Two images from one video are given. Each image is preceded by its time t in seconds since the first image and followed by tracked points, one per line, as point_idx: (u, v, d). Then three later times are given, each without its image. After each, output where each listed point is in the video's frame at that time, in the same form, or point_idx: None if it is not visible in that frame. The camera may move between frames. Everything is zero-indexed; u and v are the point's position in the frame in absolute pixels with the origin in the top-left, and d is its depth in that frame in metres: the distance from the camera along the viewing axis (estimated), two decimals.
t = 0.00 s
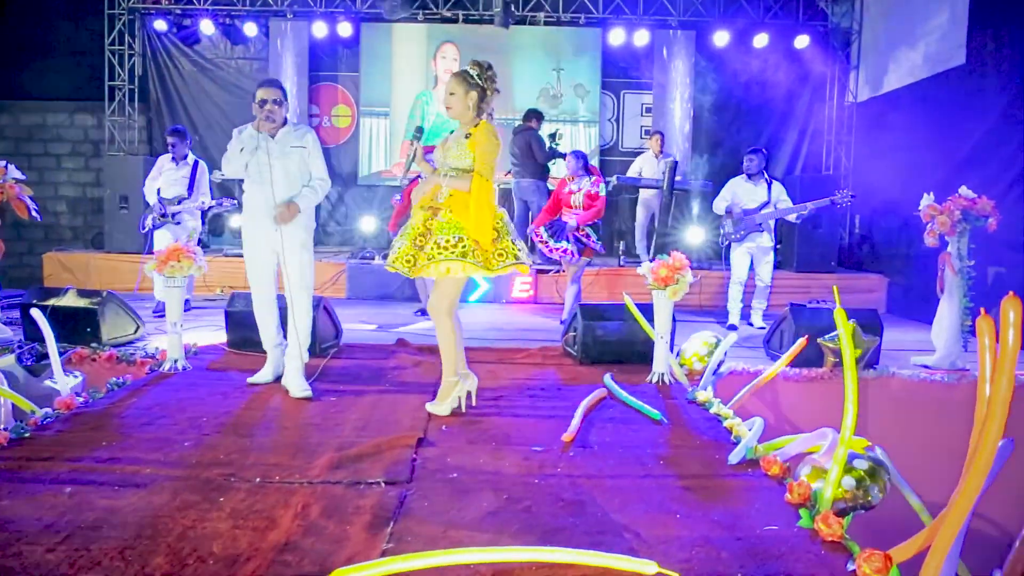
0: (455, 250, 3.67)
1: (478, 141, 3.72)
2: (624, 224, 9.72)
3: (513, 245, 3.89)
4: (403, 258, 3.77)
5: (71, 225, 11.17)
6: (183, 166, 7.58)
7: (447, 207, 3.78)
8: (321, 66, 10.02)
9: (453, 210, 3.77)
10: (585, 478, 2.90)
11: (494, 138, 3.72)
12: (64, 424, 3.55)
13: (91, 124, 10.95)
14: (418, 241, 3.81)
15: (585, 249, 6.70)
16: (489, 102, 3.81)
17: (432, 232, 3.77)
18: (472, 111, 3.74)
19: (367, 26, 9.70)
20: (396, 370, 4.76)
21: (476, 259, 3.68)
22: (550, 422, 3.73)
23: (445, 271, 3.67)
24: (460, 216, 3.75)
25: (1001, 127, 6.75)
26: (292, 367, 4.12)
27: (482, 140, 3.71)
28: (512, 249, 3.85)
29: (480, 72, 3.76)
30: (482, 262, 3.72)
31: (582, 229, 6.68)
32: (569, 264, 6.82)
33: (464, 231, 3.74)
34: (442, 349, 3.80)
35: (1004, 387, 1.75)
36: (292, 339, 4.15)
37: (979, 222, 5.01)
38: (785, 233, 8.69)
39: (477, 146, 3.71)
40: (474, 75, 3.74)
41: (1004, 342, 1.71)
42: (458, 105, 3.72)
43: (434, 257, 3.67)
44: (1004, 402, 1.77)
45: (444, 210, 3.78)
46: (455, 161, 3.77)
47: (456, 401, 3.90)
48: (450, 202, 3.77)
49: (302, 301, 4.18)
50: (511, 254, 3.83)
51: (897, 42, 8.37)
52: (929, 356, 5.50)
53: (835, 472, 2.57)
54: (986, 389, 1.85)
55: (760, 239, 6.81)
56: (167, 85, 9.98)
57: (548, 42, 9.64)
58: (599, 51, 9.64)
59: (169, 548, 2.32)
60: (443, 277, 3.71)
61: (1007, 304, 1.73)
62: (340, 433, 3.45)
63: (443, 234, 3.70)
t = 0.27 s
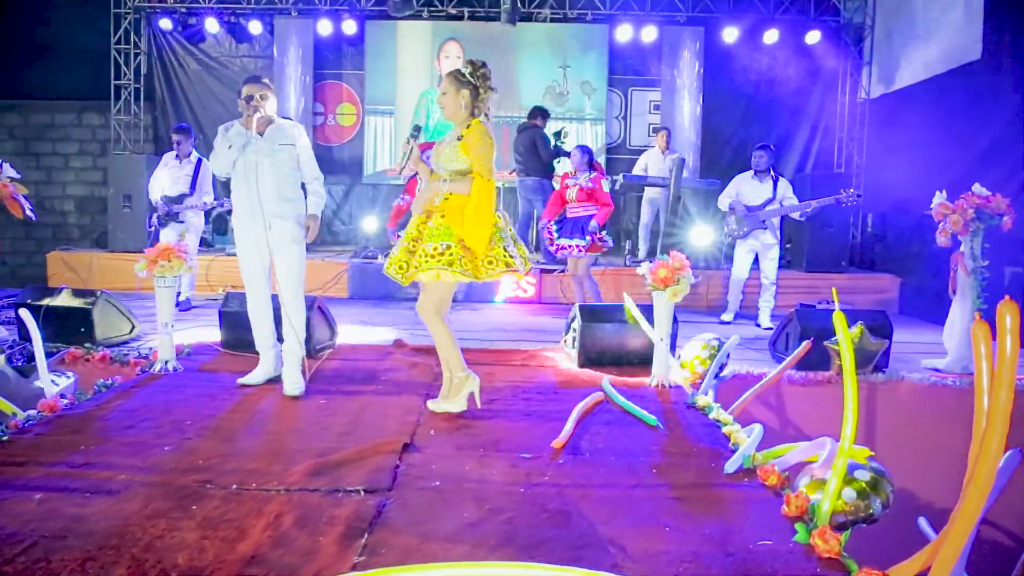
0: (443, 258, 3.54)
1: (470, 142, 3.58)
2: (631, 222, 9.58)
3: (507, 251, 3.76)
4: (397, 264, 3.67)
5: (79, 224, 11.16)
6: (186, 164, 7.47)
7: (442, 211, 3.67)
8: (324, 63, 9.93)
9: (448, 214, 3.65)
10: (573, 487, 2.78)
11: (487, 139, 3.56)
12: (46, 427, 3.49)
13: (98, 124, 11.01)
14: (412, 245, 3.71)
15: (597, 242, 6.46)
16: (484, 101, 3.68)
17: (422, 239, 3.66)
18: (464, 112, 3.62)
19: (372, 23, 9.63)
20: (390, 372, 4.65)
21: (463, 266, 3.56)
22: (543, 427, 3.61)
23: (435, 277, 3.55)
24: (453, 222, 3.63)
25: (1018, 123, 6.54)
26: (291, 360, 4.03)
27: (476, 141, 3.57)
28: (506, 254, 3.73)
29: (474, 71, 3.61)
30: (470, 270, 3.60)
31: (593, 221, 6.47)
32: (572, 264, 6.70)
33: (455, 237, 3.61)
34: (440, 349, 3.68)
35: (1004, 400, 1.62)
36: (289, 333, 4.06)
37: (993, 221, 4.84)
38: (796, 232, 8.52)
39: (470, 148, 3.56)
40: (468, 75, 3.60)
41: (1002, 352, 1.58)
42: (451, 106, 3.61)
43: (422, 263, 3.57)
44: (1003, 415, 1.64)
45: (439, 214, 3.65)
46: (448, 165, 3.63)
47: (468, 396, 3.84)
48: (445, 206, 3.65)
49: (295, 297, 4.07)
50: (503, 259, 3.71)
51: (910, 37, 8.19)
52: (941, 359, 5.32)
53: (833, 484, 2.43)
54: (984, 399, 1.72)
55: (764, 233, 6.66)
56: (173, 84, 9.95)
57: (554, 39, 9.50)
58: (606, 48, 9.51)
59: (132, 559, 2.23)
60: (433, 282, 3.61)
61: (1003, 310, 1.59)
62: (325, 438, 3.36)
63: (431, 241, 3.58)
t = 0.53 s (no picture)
0: (428, 248, 3.44)
1: (466, 133, 3.45)
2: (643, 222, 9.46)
3: (506, 247, 3.57)
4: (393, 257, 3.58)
5: (93, 223, 11.21)
6: (193, 164, 7.41)
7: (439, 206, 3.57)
8: (334, 61, 9.89)
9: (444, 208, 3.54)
10: (564, 498, 2.68)
11: (482, 130, 3.42)
12: (35, 428, 3.46)
13: (111, 123, 11.05)
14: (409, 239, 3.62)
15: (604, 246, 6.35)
16: (488, 97, 3.54)
17: (415, 232, 3.57)
18: (463, 107, 3.48)
19: (382, 22, 9.57)
20: (388, 374, 4.56)
21: (450, 257, 3.44)
22: (539, 432, 3.51)
23: (428, 271, 3.44)
24: (447, 214, 3.52)
25: None
26: (281, 365, 3.95)
27: (471, 133, 3.44)
28: (504, 250, 3.54)
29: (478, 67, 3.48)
30: (458, 262, 3.47)
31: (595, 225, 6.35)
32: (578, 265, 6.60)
33: (445, 228, 3.50)
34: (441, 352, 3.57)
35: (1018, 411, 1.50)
36: (280, 340, 3.98)
37: (1013, 222, 4.66)
38: (810, 233, 8.35)
39: (467, 138, 3.44)
40: (472, 71, 3.47)
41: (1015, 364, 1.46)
42: (453, 101, 3.47)
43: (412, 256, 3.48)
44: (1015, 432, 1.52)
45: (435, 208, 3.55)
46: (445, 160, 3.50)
47: (474, 407, 3.68)
48: (442, 200, 3.55)
49: (291, 298, 3.99)
50: (502, 254, 3.53)
51: (931, 33, 7.98)
52: (958, 365, 5.15)
53: (834, 500, 2.30)
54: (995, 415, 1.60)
55: (767, 236, 6.55)
56: (184, 83, 9.98)
57: (564, 37, 9.41)
58: (618, 45, 9.39)
59: (101, 569, 2.16)
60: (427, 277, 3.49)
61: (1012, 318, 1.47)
62: (314, 442, 3.28)
63: (419, 232, 3.50)
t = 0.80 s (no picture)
0: (441, 255, 3.34)
1: (471, 144, 3.35)
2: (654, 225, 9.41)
3: (515, 255, 3.48)
4: (400, 266, 3.49)
5: (107, 224, 11.27)
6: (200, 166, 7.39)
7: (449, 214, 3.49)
8: (345, 64, 9.89)
9: (455, 218, 3.45)
10: (552, 512, 2.60)
11: (489, 141, 3.34)
12: (26, 432, 3.44)
13: (126, 124, 11.10)
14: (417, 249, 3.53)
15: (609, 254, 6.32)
16: (494, 107, 3.44)
17: (424, 241, 3.49)
18: (469, 118, 3.39)
19: (392, 23, 9.53)
20: (386, 380, 4.50)
21: (463, 264, 3.35)
22: (533, 442, 3.43)
23: (439, 280, 3.33)
24: (458, 223, 3.43)
25: None
26: (275, 367, 3.91)
27: (477, 143, 3.34)
28: (513, 256, 3.46)
29: (483, 75, 3.36)
30: (472, 269, 3.38)
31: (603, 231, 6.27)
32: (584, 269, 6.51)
33: (457, 237, 3.41)
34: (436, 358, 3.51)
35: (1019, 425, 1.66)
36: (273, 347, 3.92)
37: None
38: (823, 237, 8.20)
39: (472, 149, 3.33)
40: (477, 81, 3.37)
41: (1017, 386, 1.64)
42: (457, 111, 3.40)
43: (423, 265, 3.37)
44: (1016, 453, 1.67)
45: (445, 216, 3.48)
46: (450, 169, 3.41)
47: (469, 415, 3.61)
48: (452, 209, 3.46)
49: (283, 303, 3.93)
50: (510, 262, 3.45)
51: (951, 32, 7.79)
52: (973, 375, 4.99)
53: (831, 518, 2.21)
54: (992, 437, 1.76)
55: (772, 242, 6.43)
56: (197, 86, 10.02)
57: (574, 38, 9.34)
58: (629, 46, 9.29)
59: None
60: (437, 287, 3.38)
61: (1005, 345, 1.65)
62: (303, 450, 3.22)
63: (430, 241, 3.41)
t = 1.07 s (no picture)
0: (455, 260, 3.19)
1: (483, 144, 3.24)
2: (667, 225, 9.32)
3: (520, 256, 3.44)
4: (404, 270, 3.31)
5: (122, 226, 11.32)
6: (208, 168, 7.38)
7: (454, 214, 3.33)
8: (356, 65, 9.88)
9: (461, 220, 3.27)
10: (540, 526, 2.53)
11: (499, 141, 3.23)
12: (18, 439, 3.41)
13: (141, 127, 11.14)
14: (420, 252, 3.35)
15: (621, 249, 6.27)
16: (497, 100, 3.32)
17: (431, 244, 3.31)
18: (475, 115, 3.27)
19: (402, 25, 9.50)
20: (384, 386, 4.44)
21: (478, 270, 3.21)
22: (528, 452, 3.36)
23: (447, 284, 3.18)
24: (463, 224, 3.26)
25: None
26: (272, 383, 3.73)
27: (486, 144, 3.23)
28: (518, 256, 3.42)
29: (482, 68, 3.25)
30: (484, 275, 3.26)
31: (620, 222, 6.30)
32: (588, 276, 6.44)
33: (469, 241, 3.25)
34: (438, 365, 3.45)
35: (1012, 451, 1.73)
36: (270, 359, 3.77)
37: None
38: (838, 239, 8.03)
39: (482, 150, 3.23)
40: (478, 74, 3.25)
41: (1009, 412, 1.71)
42: (462, 109, 3.27)
43: (432, 269, 3.20)
44: (1011, 480, 1.75)
45: (449, 218, 3.30)
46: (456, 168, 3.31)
47: (464, 422, 3.52)
48: (456, 210, 3.30)
49: (279, 315, 3.80)
50: (514, 262, 3.41)
51: (970, 30, 7.60)
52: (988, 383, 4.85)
53: (826, 539, 2.12)
54: (988, 463, 1.83)
55: (794, 243, 6.28)
56: (208, 88, 10.06)
57: (585, 39, 9.27)
58: (641, 46, 9.19)
59: None
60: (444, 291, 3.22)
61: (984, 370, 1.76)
62: (293, 458, 3.18)
63: (440, 244, 3.22)
